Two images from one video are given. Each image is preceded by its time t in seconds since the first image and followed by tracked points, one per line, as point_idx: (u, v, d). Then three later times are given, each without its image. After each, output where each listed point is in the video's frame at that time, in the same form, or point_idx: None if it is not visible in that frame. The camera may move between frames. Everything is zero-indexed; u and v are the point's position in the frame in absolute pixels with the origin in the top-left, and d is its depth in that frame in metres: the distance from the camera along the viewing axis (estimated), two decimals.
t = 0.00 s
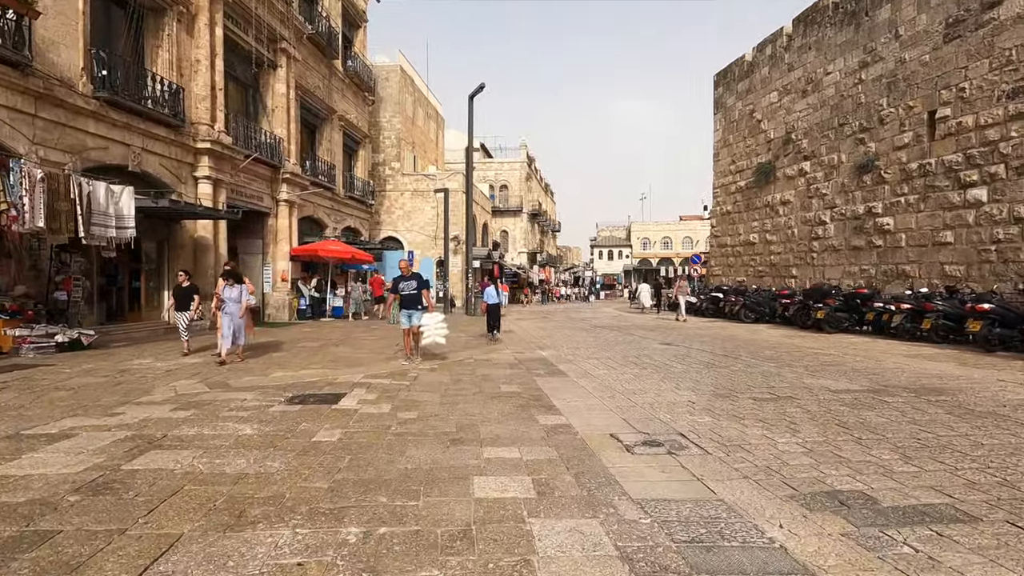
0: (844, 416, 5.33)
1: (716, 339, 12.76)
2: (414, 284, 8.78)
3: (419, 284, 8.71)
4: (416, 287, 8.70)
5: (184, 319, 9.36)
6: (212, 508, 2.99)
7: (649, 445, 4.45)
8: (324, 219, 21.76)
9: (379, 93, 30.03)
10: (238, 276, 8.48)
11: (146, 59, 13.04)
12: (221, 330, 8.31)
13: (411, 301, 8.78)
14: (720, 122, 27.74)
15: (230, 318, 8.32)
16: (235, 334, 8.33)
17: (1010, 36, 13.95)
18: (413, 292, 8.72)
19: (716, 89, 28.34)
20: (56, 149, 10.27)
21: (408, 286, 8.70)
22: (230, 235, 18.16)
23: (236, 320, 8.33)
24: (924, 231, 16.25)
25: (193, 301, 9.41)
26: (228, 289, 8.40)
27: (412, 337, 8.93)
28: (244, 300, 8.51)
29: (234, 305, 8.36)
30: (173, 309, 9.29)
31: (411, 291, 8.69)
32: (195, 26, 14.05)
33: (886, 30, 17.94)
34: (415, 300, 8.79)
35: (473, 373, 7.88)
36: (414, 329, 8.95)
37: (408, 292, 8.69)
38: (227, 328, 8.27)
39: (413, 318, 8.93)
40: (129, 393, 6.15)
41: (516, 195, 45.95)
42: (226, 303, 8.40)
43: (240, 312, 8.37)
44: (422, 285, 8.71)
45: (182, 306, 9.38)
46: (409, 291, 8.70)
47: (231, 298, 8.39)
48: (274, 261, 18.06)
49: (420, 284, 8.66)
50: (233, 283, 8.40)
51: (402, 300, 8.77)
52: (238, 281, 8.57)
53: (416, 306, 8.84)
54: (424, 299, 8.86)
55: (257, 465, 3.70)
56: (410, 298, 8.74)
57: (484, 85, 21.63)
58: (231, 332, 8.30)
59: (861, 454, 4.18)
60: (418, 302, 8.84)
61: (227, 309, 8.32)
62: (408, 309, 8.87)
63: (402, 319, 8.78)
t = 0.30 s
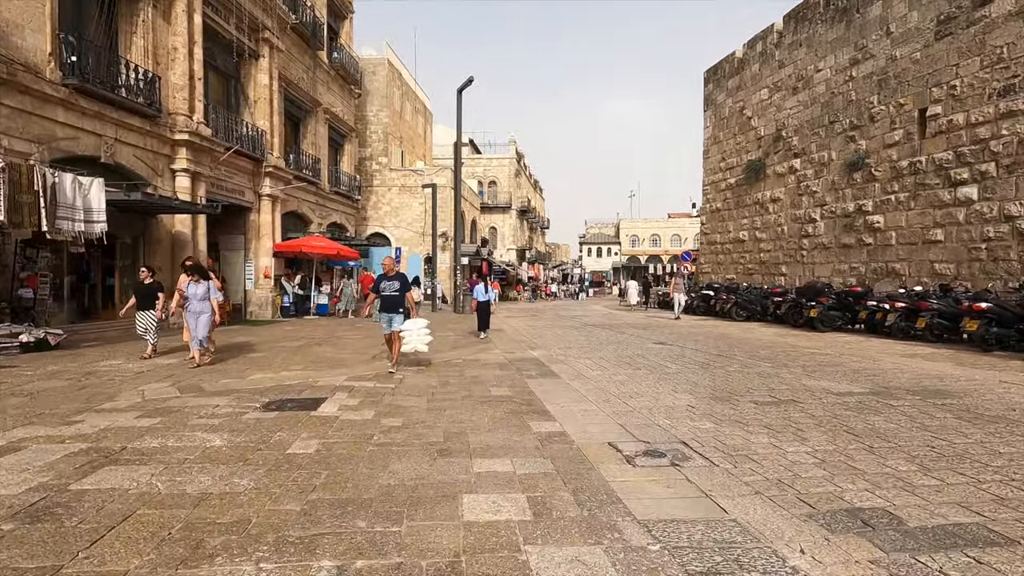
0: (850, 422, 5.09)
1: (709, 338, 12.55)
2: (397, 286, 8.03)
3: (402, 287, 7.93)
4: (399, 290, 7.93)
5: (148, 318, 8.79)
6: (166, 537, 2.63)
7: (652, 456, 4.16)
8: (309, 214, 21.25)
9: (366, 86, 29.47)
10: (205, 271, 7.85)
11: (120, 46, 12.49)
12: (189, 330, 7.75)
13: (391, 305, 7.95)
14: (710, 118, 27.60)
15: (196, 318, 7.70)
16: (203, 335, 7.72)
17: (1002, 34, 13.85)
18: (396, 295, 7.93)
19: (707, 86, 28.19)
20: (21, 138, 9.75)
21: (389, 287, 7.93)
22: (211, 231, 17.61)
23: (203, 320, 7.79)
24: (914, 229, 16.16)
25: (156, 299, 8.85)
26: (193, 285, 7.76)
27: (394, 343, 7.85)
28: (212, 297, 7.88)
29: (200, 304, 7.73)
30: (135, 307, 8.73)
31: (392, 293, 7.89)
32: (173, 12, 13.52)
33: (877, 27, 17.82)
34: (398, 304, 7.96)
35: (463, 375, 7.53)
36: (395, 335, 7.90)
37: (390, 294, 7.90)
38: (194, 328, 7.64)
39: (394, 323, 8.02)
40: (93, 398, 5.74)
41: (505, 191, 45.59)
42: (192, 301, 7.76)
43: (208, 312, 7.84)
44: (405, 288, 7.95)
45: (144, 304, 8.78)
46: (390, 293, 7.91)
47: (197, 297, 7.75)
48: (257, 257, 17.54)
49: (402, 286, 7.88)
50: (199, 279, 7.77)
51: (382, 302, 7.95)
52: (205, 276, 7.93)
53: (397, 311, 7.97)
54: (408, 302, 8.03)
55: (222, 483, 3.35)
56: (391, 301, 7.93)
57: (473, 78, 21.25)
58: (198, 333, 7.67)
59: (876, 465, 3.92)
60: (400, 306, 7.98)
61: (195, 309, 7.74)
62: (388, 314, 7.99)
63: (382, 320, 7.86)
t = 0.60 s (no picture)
0: (862, 431, 4.84)
1: (704, 340, 12.31)
2: (380, 285, 7.56)
3: (385, 286, 7.42)
4: (382, 289, 7.42)
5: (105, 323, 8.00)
6: None
7: (658, 470, 3.86)
8: (294, 213, 20.76)
9: (354, 85, 29.00)
10: (173, 272, 7.28)
11: (96, 37, 12.00)
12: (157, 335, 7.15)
13: (374, 306, 7.42)
14: (700, 120, 27.50)
15: (162, 322, 7.10)
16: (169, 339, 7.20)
17: (993, 37, 13.80)
18: (379, 294, 7.41)
19: (697, 88, 28.09)
20: None
21: (371, 286, 7.43)
22: (192, 230, 17.08)
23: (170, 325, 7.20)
24: (905, 232, 16.08)
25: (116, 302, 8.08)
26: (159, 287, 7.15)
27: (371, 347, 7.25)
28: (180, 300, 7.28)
29: (166, 307, 7.13)
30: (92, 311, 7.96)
31: (374, 292, 7.38)
32: (152, 3, 13.05)
33: (867, 29, 17.75)
34: (381, 305, 7.43)
35: (453, 381, 7.18)
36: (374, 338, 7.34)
37: (372, 295, 7.39)
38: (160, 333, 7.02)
39: (376, 326, 7.50)
40: (54, 407, 5.33)
41: (494, 192, 45.24)
42: (156, 304, 7.15)
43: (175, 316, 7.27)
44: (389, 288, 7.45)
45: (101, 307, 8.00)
46: (373, 292, 7.40)
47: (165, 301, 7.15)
48: (240, 257, 17.05)
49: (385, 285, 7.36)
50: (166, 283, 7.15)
51: (364, 303, 7.44)
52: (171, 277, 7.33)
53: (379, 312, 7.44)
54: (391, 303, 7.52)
55: (185, 507, 2.99)
56: (373, 302, 7.40)
57: (463, 77, 20.92)
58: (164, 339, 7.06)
59: (899, 481, 3.65)
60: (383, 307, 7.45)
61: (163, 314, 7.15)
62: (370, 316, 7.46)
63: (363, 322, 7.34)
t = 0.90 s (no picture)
0: (883, 444, 4.56)
1: (705, 345, 12.02)
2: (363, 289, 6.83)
3: (370, 289, 6.70)
4: (366, 293, 6.70)
5: (64, 327, 7.40)
6: None
7: (670, 488, 3.56)
8: (286, 214, 20.38)
9: (347, 84, 28.62)
10: (143, 272, 6.75)
11: (80, 31, 11.63)
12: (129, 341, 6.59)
13: (358, 311, 6.70)
14: (697, 122, 27.27)
15: (132, 326, 6.59)
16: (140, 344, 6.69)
17: (994, 38, 13.62)
18: (363, 299, 6.69)
19: (694, 90, 27.86)
20: None
21: (353, 289, 6.72)
22: (181, 230, 16.68)
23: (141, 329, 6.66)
24: (905, 234, 15.86)
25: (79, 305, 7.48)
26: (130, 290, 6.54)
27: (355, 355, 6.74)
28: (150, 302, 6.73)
29: (138, 309, 6.61)
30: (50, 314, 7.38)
31: (358, 296, 6.65)
32: None
33: (866, 30, 17.57)
34: (365, 310, 6.71)
35: (448, 389, 6.85)
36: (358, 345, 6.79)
37: (355, 299, 6.67)
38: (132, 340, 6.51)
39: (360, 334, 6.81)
40: (22, 417, 4.98)
41: (490, 194, 44.91)
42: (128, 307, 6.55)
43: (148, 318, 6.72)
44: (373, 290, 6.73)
45: (62, 311, 7.42)
46: (356, 297, 6.67)
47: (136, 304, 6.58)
48: (230, 258, 16.67)
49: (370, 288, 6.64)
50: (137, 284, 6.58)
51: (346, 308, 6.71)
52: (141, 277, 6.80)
53: (364, 319, 6.73)
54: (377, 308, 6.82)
55: (147, 537, 2.67)
56: (356, 307, 6.68)
57: (458, 76, 20.63)
58: (137, 344, 6.56)
59: (932, 501, 3.37)
60: (368, 313, 6.74)
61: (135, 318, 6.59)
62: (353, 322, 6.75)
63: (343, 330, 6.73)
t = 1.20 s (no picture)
0: (911, 458, 4.24)
1: (709, 350, 11.68)
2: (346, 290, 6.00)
3: (352, 289, 5.96)
4: (348, 293, 5.95)
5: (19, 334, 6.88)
6: None
7: (687, 513, 3.21)
8: (281, 215, 20.03)
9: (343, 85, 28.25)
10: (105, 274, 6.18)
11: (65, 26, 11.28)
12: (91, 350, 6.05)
13: (340, 314, 5.91)
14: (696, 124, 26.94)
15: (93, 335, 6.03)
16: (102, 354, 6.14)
17: (1000, 37, 13.37)
18: (346, 300, 5.93)
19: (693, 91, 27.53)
20: None
21: (333, 289, 5.94)
22: (172, 232, 16.31)
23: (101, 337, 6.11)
24: (910, 236, 15.53)
25: (36, 310, 6.96)
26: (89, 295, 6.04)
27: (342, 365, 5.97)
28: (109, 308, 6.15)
29: (98, 317, 6.05)
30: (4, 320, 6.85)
31: (339, 296, 5.89)
32: None
33: (869, 30, 17.30)
34: (348, 313, 5.93)
35: (444, 397, 6.49)
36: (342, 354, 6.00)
37: (337, 301, 5.90)
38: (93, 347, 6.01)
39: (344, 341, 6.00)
40: None
41: (487, 196, 44.57)
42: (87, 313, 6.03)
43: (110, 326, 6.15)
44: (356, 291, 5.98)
45: (17, 316, 6.89)
46: (337, 297, 5.91)
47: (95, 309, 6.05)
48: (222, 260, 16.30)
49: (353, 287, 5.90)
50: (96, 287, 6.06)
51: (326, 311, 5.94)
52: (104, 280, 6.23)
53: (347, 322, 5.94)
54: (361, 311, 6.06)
55: None
56: (339, 310, 5.91)
57: (456, 76, 20.37)
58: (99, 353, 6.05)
59: (978, 527, 3.05)
60: (351, 316, 5.95)
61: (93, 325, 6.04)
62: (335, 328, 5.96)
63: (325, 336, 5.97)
